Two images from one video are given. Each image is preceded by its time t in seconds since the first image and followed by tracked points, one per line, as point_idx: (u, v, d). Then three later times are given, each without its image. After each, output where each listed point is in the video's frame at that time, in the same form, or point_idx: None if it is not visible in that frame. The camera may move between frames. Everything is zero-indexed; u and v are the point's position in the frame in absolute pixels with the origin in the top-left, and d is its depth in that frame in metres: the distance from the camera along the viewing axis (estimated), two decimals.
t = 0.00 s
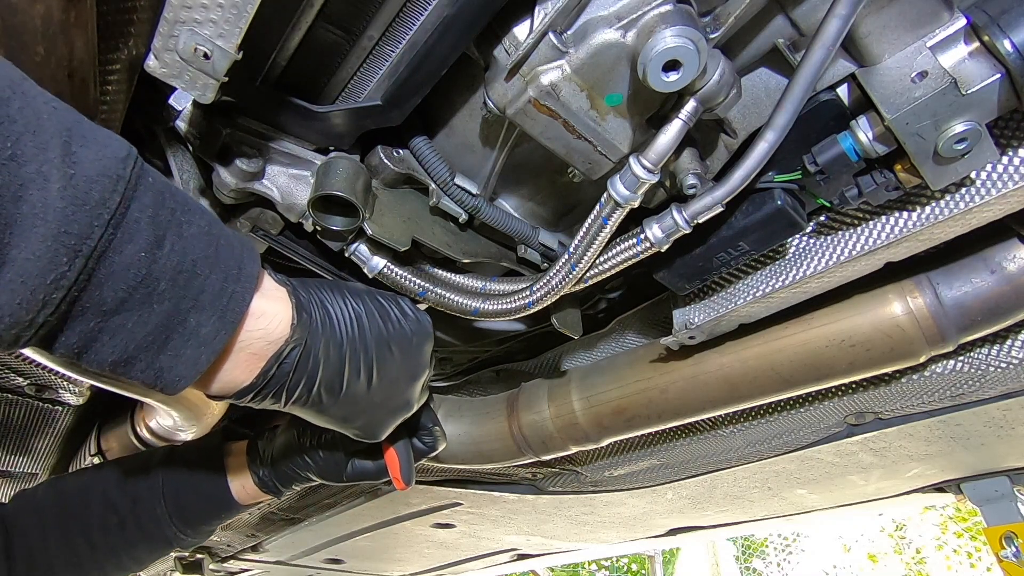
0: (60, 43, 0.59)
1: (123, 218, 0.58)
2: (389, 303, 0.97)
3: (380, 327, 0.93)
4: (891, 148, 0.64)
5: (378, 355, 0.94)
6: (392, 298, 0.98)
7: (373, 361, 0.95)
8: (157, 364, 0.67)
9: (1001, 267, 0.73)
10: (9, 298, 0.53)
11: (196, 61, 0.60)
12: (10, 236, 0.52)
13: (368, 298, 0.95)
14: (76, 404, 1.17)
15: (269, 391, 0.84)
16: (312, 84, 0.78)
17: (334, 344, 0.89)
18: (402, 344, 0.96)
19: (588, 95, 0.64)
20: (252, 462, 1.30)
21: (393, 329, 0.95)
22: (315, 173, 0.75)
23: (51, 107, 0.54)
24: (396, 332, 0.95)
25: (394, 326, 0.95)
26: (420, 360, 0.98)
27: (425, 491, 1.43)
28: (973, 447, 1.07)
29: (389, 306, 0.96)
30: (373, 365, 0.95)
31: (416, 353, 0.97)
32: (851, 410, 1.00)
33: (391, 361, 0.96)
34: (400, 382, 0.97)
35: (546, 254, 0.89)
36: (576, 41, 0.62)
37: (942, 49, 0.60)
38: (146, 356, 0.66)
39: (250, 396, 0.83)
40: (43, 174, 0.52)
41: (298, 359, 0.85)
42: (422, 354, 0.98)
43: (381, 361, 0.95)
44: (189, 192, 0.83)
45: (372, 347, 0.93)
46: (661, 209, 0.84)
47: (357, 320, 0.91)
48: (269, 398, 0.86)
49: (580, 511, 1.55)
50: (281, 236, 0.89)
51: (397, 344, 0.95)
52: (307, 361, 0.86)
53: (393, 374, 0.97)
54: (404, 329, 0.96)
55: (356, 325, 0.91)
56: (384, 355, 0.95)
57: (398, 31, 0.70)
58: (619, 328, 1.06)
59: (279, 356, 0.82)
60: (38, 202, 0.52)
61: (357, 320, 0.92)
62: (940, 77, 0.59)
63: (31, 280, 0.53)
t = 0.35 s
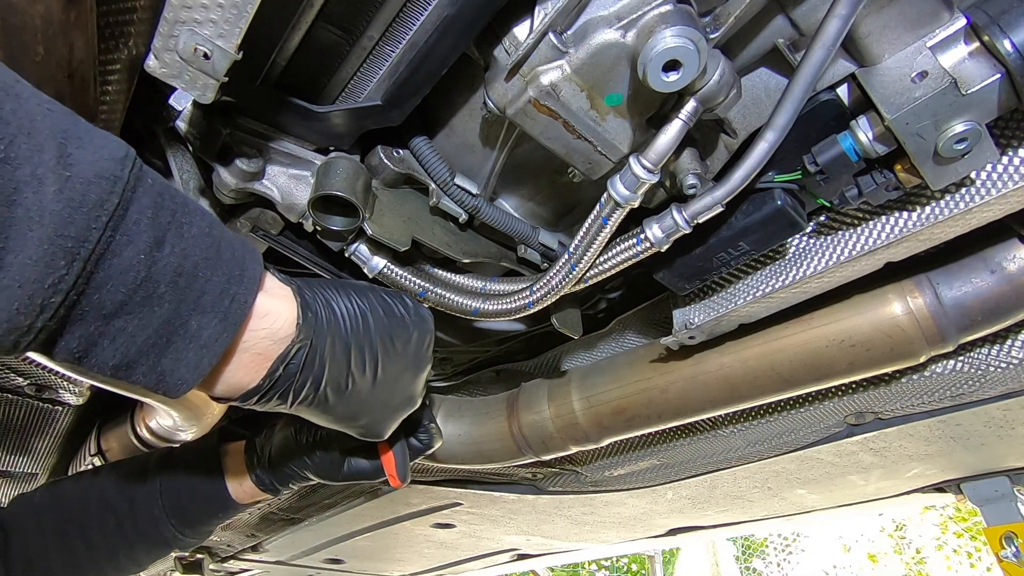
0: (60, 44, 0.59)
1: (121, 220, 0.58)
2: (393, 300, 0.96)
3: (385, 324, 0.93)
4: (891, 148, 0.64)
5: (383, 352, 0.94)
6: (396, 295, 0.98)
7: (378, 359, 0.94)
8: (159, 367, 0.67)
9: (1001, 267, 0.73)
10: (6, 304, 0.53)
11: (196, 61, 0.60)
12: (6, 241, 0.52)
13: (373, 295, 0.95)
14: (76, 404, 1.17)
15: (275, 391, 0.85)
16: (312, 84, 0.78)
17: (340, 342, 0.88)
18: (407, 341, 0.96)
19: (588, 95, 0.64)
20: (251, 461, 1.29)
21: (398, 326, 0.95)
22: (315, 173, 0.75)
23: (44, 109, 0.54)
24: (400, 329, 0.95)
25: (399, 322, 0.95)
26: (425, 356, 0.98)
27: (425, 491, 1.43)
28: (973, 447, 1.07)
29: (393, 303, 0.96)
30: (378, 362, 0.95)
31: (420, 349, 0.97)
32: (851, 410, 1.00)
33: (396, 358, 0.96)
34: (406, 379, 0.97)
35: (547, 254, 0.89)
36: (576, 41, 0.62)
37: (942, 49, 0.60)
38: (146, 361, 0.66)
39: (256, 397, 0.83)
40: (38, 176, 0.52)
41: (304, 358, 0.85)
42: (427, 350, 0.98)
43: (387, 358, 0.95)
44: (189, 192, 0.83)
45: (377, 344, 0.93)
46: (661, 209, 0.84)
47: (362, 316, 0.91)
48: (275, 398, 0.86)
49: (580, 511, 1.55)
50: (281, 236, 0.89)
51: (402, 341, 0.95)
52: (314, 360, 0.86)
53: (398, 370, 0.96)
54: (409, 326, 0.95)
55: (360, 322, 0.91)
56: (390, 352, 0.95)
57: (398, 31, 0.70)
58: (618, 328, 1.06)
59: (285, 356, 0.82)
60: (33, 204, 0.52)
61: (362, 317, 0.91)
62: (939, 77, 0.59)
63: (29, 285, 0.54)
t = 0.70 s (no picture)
0: (59, 44, 0.59)
1: (119, 215, 0.58)
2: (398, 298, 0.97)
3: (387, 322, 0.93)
4: (891, 148, 0.64)
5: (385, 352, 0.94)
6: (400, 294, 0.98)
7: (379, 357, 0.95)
8: (157, 363, 0.67)
9: (1001, 267, 0.73)
10: (4, 298, 0.53)
11: (196, 61, 0.60)
12: (3, 234, 0.52)
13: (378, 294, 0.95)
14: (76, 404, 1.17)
15: (272, 387, 0.84)
16: (312, 84, 0.78)
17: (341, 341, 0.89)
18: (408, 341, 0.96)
19: (588, 95, 0.64)
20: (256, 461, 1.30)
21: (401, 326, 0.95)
22: (315, 173, 0.75)
23: (44, 104, 0.54)
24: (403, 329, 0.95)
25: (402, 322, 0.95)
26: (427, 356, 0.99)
27: (425, 491, 1.43)
28: (973, 447, 1.07)
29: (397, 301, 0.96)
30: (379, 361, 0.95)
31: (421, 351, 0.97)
32: (851, 410, 1.00)
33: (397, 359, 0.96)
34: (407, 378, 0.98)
35: (546, 254, 0.89)
36: (576, 41, 0.62)
37: (942, 49, 0.60)
38: (144, 356, 0.66)
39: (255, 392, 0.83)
40: (34, 171, 0.52)
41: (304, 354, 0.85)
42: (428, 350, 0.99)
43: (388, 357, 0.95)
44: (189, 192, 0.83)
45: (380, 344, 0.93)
46: (661, 209, 0.84)
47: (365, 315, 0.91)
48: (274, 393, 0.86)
49: (580, 511, 1.55)
50: (281, 236, 0.89)
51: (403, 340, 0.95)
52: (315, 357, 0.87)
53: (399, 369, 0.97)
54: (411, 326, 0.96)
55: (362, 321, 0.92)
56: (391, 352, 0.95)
57: (398, 31, 0.70)
58: (618, 328, 1.06)
59: (283, 352, 0.82)
60: (30, 197, 0.52)
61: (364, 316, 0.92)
62: (939, 77, 0.59)
63: (25, 278, 0.53)
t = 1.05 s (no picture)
0: (60, 44, 0.57)
1: None
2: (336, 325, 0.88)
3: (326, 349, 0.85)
4: (891, 148, 0.64)
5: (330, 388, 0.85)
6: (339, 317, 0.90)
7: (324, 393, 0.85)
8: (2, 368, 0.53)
9: (1001, 267, 0.73)
10: None
11: (196, 61, 0.60)
12: None
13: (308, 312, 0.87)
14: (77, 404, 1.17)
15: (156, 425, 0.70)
16: (312, 84, 0.78)
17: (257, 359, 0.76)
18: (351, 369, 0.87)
19: (588, 95, 0.64)
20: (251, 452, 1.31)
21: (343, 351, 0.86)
22: (315, 173, 0.75)
23: None
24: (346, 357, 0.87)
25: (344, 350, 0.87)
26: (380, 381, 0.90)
27: (425, 491, 1.43)
28: (973, 447, 1.07)
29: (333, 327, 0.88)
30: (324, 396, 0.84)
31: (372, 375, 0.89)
32: (851, 410, 1.00)
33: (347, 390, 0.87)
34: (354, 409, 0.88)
35: (547, 254, 0.89)
36: (576, 41, 0.62)
37: (942, 49, 0.60)
38: None
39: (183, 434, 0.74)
40: None
41: (217, 387, 0.73)
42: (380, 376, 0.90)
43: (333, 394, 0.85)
44: (190, 192, 0.88)
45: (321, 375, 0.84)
46: (661, 209, 0.84)
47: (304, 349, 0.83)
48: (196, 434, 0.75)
49: (580, 511, 1.55)
50: (281, 236, 0.88)
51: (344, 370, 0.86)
52: (235, 393, 0.75)
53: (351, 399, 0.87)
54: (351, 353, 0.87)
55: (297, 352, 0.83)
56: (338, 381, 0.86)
57: (398, 31, 0.70)
58: (619, 328, 1.06)
59: (167, 373, 0.67)
60: None
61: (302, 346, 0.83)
62: (940, 78, 0.59)
63: None
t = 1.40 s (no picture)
0: (60, 44, 0.56)
1: None
2: (275, 311, 0.87)
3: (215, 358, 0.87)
4: (891, 148, 0.64)
5: (219, 392, 0.90)
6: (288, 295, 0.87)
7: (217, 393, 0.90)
8: None
9: (1001, 267, 0.73)
10: None
11: (196, 61, 0.60)
12: None
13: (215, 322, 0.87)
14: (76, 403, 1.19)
15: None
16: (312, 84, 0.78)
17: (7, 382, 0.68)
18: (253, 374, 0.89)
19: (588, 95, 0.64)
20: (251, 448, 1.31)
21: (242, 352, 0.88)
22: (315, 173, 0.75)
23: None
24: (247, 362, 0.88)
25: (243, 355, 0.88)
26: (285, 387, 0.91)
27: (425, 491, 1.43)
28: (973, 447, 1.07)
29: (237, 329, 0.87)
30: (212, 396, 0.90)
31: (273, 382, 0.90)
32: (851, 410, 1.00)
33: (243, 397, 0.90)
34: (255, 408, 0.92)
35: (546, 254, 0.89)
36: (576, 41, 0.62)
37: (942, 49, 0.60)
38: None
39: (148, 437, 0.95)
40: None
41: None
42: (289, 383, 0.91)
43: (225, 396, 0.90)
44: (190, 192, 0.88)
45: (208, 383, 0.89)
46: (661, 209, 0.84)
47: (186, 361, 0.88)
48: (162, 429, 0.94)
49: (580, 512, 1.55)
50: (281, 237, 0.87)
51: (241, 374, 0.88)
52: None
53: (249, 400, 0.91)
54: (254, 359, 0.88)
55: (177, 363, 0.88)
56: (232, 387, 0.89)
57: (398, 31, 0.70)
58: (618, 328, 1.06)
59: None
60: None
61: (176, 357, 0.88)
62: (940, 78, 0.59)
63: None
